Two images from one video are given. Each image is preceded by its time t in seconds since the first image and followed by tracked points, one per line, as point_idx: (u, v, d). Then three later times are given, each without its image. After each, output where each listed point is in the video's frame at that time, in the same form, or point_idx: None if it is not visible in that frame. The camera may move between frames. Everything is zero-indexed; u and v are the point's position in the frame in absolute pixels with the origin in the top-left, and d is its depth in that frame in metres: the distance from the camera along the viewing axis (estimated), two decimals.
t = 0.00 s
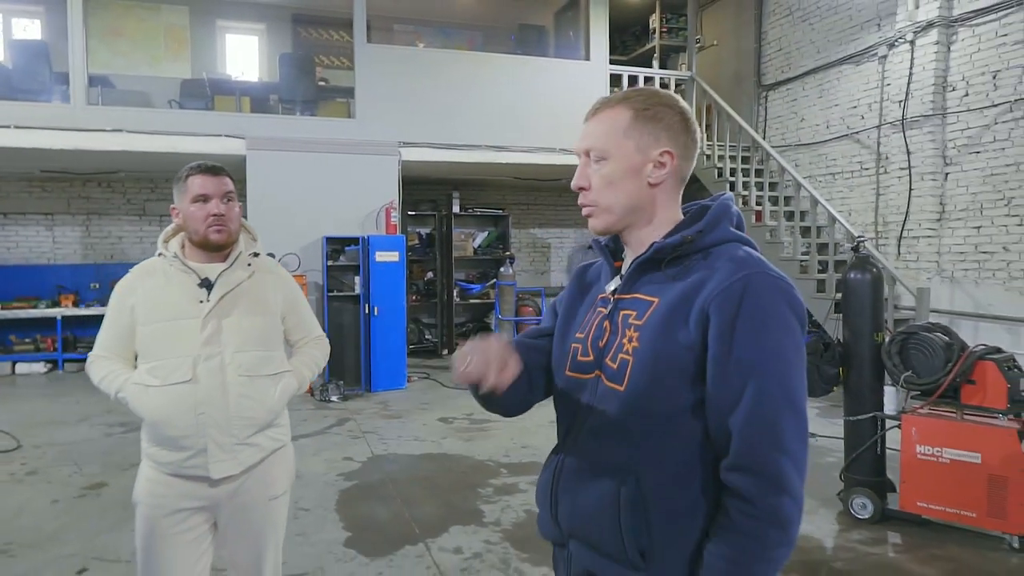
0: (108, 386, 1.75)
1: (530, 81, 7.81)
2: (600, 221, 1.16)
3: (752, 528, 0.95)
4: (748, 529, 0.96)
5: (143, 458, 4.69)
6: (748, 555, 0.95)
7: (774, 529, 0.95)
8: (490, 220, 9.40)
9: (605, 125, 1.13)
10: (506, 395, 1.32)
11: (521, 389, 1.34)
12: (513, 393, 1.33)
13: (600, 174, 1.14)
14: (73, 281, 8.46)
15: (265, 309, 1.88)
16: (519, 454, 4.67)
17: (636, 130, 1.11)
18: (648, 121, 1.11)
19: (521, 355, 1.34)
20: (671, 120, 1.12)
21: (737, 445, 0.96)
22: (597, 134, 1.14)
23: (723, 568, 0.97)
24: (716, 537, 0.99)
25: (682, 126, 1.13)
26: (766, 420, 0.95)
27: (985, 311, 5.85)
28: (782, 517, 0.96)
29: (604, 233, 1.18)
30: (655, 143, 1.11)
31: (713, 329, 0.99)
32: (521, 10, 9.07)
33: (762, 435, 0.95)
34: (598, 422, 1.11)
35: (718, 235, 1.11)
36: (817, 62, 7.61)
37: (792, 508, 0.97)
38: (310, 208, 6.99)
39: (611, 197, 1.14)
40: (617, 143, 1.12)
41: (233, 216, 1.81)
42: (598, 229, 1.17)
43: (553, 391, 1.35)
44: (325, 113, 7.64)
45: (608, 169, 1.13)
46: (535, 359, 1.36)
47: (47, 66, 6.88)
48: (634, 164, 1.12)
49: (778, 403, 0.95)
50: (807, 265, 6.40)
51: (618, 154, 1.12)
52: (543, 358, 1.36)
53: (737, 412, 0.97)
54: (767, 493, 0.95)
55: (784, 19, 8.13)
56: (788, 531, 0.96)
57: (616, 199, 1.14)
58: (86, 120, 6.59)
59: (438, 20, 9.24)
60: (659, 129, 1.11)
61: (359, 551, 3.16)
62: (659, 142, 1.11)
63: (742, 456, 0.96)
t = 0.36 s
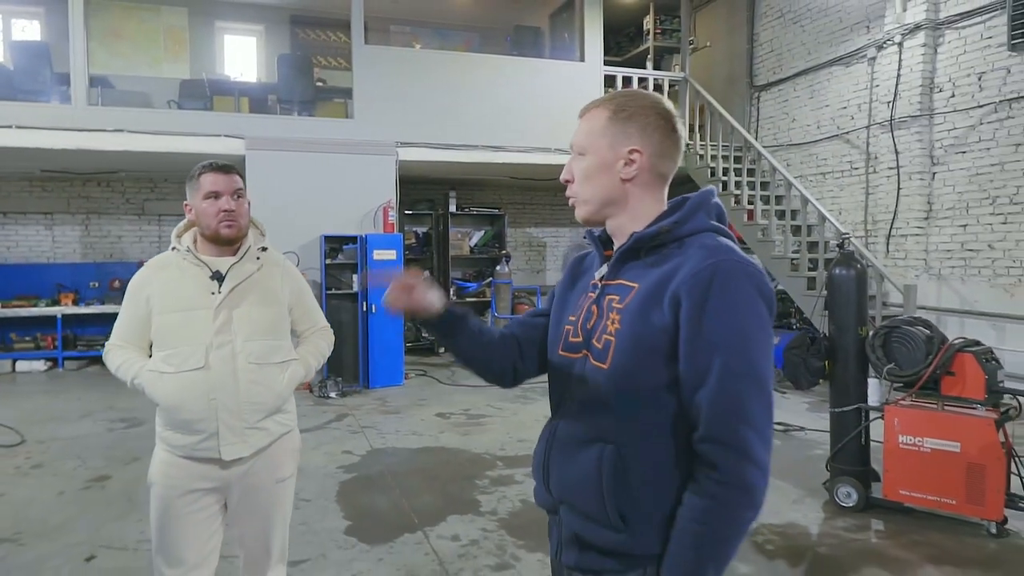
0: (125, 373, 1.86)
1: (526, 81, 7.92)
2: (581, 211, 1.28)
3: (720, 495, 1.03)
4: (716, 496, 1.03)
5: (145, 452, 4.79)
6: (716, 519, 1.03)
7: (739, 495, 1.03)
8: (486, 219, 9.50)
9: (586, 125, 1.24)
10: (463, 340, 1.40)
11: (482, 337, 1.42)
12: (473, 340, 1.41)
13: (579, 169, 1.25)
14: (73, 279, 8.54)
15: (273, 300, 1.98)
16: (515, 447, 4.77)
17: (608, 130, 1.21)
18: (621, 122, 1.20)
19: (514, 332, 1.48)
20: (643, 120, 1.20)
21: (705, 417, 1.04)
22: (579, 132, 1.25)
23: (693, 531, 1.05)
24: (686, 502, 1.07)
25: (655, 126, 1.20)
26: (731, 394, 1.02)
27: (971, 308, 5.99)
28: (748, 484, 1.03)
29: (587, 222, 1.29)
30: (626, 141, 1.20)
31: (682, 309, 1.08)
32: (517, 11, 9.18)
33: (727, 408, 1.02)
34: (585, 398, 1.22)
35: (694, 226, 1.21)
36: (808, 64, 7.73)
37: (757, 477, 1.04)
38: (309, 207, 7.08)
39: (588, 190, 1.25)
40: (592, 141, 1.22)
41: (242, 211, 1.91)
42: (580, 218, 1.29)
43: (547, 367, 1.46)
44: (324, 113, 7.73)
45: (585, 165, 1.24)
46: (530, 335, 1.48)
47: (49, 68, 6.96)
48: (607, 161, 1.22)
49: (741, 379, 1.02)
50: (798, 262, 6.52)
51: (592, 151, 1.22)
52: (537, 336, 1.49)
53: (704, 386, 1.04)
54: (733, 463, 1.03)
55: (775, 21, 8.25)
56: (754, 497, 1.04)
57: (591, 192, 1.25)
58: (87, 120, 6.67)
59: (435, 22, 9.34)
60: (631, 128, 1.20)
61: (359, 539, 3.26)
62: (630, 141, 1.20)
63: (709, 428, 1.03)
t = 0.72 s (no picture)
0: (153, 364, 1.98)
1: (528, 83, 8.02)
2: (580, 213, 1.40)
3: (699, 470, 1.15)
4: (696, 470, 1.15)
5: (158, 446, 4.91)
6: (695, 491, 1.15)
7: (717, 470, 1.15)
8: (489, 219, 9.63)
9: (582, 135, 1.36)
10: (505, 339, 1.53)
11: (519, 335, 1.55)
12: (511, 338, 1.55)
13: (578, 175, 1.37)
14: (81, 278, 8.65)
15: (293, 295, 2.11)
16: (518, 442, 4.89)
17: (603, 139, 1.32)
18: (614, 132, 1.32)
19: (529, 323, 1.60)
20: (635, 130, 1.32)
21: (686, 399, 1.16)
22: (576, 142, 1.37)
23: (675, 501, 1.17)
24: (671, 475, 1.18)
25: (646, 135, 1.32)
26: (709, 379, 1.14)
27: (965, 306, 6.10)
28: (725, 461, 1.15)
29: (587, 223, 1.42)
30: (619, 150, 1.32)
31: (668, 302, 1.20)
32: (519, 13, 9.27)
33: (706, 391, 1.14)
34: (583, 382, 1.33)
35: (682, 226, 1.33)
36: (807, 66, 7.84)
37: (733, 454, 1.16)
38: (315, 207, 7.20)
39: (586, 195, 1.37)
40: (588, 150, 1.34)
41: (265, 212, 2.04)
42: (581, 220, 1.41)
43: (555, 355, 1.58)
44: (329, 115, 7.88)
45: (583, 171, 1.36)
46: (542, 327, 1.62)
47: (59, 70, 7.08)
48: (602, 168, 1.34)
49: (719, 365, 1.14)
50: (796, 261, 6.63)
51: (588, 159, 1.34)
52: (548, 328, 1.62)
53: (687, 372, 1.16)
54: (711, 441, 1.14)
55: (774, 23, 8.36)
56: (730, 472, 1.16)
57: (589, 196, 1.37)
58: (97, 121, 6.79)
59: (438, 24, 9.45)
60: (624, 137, 1.32)
61: (368, 527, 3.39)
62: (623, 149, 1.32)
63: (690, 409, 1.15)
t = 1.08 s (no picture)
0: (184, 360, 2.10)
1: (533, 85, 8.12)
2: (589, 220, 1.52)
3: (700, 455, 1.26)
4: (696, 456, 1.26)
5: (172, 441, 5.04)
6: (696, 475, 1.26)
7: (715, 456, 1.26)
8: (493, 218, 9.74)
9: (591, 147, 1.47)
10: (514, 341, 1.66)
11: (528, 336, 1.67)
12: (521, 340, 1.67)
13: (587, 184, 1.48)
14: (92, 277, 8.79)
15: (314, 294, 2.24)
16: (523, 438, 5.02)
17: (612, 152, 1.44)
18: (622, 145, 1.43)
19: (539, 323, 1.72)
20: (640, 144, 1.43)
21: (688, 391, 1.27)
22: (586, 153, 1.48)
23: (678, 484, 1.27)
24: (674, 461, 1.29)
25: (651, 149, 1.43)
26: (710, 373, 1.25)
27: (963, 305, 6.19)
28: (723, 447, 1.26)
29: (595, 228, 1.53)
30: (626, 162, 1.43)
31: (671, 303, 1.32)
32: (523, 15, 9.37)
33: (706, 384, 1.25)
34: (593, 375, 1.45)
35: (683, 232, 1.44)
36: (808, 68, 7.94)
37: (731, 442, 1.27)
38: (322, 208, 7.32)
39: (595, 203, 1.48)
40: (598, 162, 1.45)
41: (286, 217, 2.15)
42: (589, 225, 1.53)
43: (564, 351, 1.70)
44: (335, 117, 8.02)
45: (591, 182, 1.47)
46: (552, 327, 1.73)
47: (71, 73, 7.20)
48: (610, 178, 1.45)
49: (719, 361, 1.25)
50: (796, 261, 6.73)
51: (597, 170, 1.46)
52: (558, 326, 1.74)
53: (688, 367, 1.27)
54: (710, 430, 1.26)
55: (775, 26, 8.46)
56: (728, 458, 1.27)
57: (597, 204, 1.48)
58: (109, 124, 6.91)
59: (442, 26, 9.57)
60: (631, 151, 1.43)
61: (380, 519, 3.51)
62: (629, 161, 1.43)
63: (692, 401, 1.26)
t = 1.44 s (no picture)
0: (202, 355, 2.21)
1: (535, 85, 8.21)
2: (589, 223, 1.62)
3: (692, 442, 1.36)
4: (688, 442, 1.37)
5: (182, 436, 5.15)
6: (688, 460, 1.36)
7: (706, 442, 1.36)
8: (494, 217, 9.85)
9: (592, 155, 1.58)
10: (518, 336, 1.76)
11: (531, 333, 1.77)
12: (524, 336, 1.77)
13: (588, 190, 1.59)
14: (99, 276, 8.90)
15: (327, 293, 2.35)
16: (525, 433, 5.13)
17: (612, 161, 1.54)
18: (621, 155, 1.54)
19: (541, 320, 1.82)
20: (639, 154, 1.53)
21: (681, 383, 1.37)
22: (588, 161, 1.58)
23: (672, 468, 1.38)
24: (668, 447, 1.40)
25: (648, 159, 1.53)
26: (700, 366, 1.35)
27: (958, 304, 6.29)
28: (713, 435, 1.37)
29: (595, 231, 1.63)
30: (625, 170, 1.54)
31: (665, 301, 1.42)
32: (525, 16, 9.46)
33: (697, 376, 1.36)
34: (594, 368, 1.55)
35: (676, 235, 1.54)
36: (807, 69, 8.03)
37: (720, 430, 1.38)
38: (328, 207, 7.42)
39: (594, 207, 1.58)
40: (599, 169, 1.56)
41: (292, 221, 2.26)
42: (589, 228, 1.63)
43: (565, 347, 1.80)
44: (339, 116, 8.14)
45: (592, 188, 1.58)
46: (554, 324, 1.84)
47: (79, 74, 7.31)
48: (610, 185, 1.55)
49: (709, 355, 1.36)
50: (795, 260, 6.83)
51: (598, 176, 1.56)
52: (560, 323, 1.84)
53: (681, 360, 1.38)
54: (701, 419, 1.36)
55: (776, 26, 8.55)
56: (717, 444, 1.37)
57: (597, 208, 1.58)
58: (117, 123, 7.02)
59: (445, 26, 9.66)
60: (629, 159, 1.53)
61: (386, 510, 3.62)
62: (628, 169, 1.54)
63: (684, 392, 1.37)
